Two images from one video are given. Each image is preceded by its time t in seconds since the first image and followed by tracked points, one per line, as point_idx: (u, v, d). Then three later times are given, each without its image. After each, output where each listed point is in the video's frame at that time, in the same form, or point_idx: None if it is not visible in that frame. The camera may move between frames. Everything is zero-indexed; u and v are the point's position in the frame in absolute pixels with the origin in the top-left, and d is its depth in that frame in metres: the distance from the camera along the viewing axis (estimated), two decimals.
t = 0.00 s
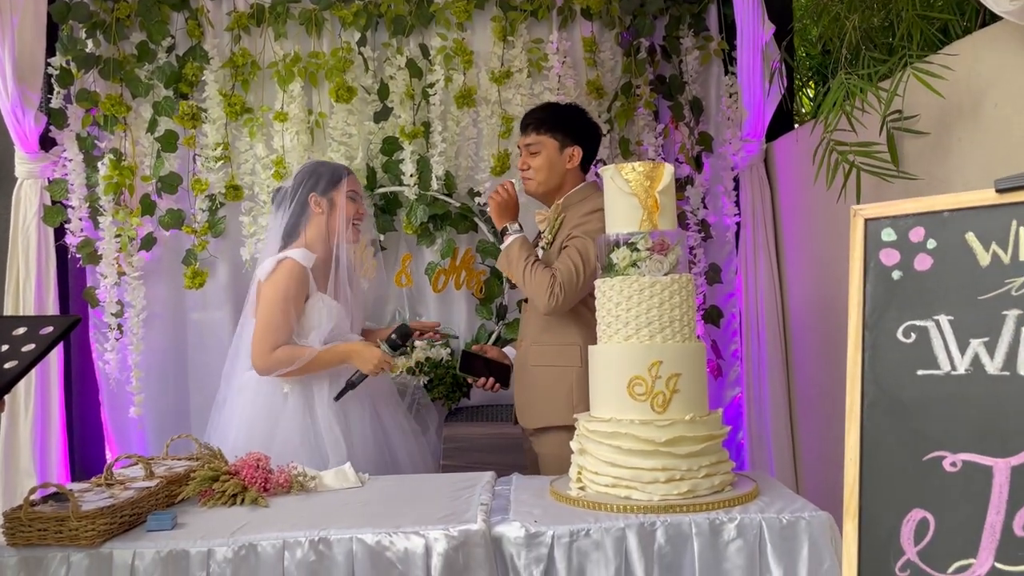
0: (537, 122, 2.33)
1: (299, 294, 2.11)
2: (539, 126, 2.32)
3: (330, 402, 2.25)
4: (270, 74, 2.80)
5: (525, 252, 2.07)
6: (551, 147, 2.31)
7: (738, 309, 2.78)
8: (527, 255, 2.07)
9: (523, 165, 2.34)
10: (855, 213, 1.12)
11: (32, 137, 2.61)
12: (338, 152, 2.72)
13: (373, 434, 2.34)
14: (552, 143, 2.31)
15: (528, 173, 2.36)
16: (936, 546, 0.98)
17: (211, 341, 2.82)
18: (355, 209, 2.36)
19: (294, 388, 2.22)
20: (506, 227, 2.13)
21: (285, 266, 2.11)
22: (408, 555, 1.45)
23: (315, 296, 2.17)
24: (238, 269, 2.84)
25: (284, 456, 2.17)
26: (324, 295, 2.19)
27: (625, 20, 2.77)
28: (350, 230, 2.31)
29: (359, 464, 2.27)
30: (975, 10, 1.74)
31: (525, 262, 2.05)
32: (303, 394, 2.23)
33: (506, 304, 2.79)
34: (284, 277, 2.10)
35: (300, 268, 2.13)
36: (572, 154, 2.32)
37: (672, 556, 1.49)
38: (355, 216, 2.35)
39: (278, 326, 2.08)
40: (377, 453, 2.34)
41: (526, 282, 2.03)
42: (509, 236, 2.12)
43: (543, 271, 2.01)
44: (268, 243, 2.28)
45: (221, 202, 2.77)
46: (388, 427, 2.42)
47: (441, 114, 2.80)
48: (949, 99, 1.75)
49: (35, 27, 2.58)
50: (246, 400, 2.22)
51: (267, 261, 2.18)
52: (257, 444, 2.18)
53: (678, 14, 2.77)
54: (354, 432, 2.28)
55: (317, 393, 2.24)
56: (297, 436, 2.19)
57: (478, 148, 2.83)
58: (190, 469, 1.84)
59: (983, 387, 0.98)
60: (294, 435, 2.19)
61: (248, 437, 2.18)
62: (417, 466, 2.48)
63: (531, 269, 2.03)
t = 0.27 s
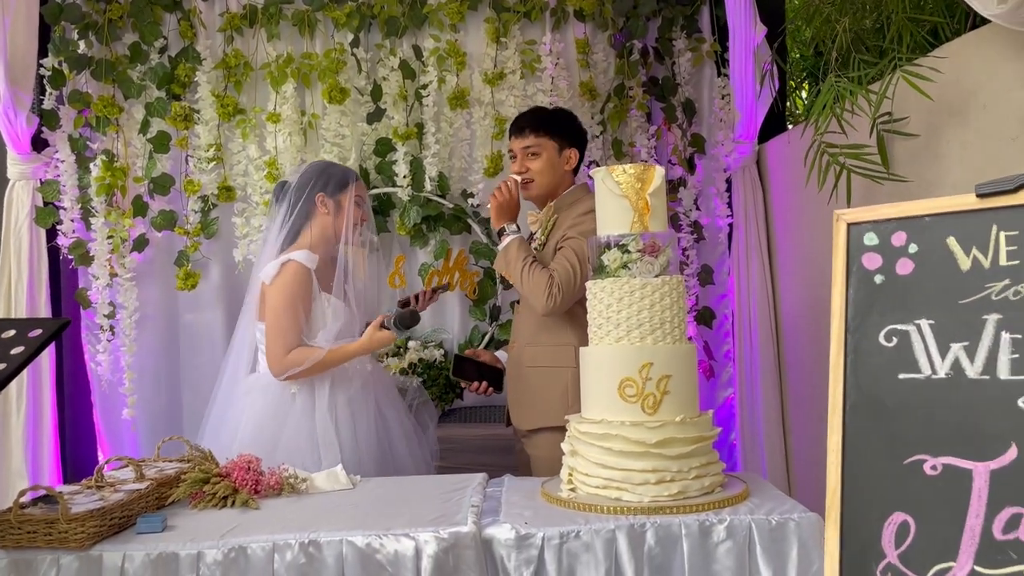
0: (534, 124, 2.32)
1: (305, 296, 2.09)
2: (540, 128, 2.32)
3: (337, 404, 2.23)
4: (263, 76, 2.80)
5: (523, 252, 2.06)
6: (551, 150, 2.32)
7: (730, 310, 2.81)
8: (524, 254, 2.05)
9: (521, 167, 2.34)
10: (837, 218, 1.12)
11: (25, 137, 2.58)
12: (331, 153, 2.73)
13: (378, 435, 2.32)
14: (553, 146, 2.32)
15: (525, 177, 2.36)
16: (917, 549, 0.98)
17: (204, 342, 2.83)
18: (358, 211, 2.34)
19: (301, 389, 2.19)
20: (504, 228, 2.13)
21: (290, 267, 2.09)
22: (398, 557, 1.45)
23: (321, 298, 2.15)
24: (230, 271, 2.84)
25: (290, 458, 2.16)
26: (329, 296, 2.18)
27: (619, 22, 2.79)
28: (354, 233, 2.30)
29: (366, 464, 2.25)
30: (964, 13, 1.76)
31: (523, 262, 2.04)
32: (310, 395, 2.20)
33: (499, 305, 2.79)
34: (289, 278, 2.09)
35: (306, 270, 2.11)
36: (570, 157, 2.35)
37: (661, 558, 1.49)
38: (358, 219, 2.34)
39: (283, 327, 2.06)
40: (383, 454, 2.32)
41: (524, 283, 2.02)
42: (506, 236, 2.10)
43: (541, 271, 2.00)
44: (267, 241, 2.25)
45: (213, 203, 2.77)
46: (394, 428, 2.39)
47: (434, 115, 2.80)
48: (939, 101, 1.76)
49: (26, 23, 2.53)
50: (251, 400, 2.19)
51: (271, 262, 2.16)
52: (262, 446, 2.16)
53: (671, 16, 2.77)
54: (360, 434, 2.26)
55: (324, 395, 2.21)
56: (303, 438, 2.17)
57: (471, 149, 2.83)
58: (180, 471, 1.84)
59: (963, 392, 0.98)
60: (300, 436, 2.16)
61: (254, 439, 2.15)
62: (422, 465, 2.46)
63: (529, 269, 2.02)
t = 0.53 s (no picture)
0: (537, 123, 2.34)
1: (314, 290, 2.12)
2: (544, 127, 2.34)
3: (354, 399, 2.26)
4: (259, 78, 2.81)
5: (518, 265, 2.07)
6: (552, 148, 2.34)
7: (723, 311, 2.83)
8: (520, 267, 2.06)
9: (521, 162, 2.34)
10: (826, 220, 1.14)
11: (22, 138, 2.58)
12: (327, 154, 2.74)
13: (395, 431, 2.35)
14: (554, 145, 2.35)
15: (523, 171, 2.35)
16: (902, 547, 0.99)
17: (200, 343, 2.84)
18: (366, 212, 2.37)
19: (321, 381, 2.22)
20: (494, 244, 2.13)
21: (298, 262, 2.12)
22: (392, 556, 1.46)
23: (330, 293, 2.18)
24: (226, 271, 2.86)
25: (309, 455, 2.17)
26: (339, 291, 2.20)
27: (613, 26, 2.78)
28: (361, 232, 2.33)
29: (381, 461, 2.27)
30: (955, 19, 1.77)
31: (519, 274, 2.04)
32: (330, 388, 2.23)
33: (494, 306, 2.80)
34: (298, 273, 2.11)
35: (314, 264, 2.14)
36: (568, 159, 2.39)
37: (653, 558, 1.50)
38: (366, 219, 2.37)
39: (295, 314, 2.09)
40: (399, 450, 2.34)
41: (526, 295, 2.02)
42: (499, 253, 2.10)
43: (541, 280, 2.01)
44: (276, 241, 2.27)
45: (210, 204, 2.78)
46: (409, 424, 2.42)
47: (430, 118, 2.81)
48: (930, 106, 1.78)
49: (24, 23, 2.53)
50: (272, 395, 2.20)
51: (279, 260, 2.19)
52: (281, 443, 2.16)
53: (664, 20, 2.77)
54: (377, 429, 2.28)
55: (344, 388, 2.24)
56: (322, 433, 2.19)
57: (466, 151, 2.85)
58: (176, 471, 1.85)
59: (947, 392, 1.00)
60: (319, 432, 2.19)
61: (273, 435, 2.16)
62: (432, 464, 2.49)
63: (528, 280, 2.02)
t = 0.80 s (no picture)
0: (542, 123, 2.35)
1: (316, 289, 2.15)
2: (549, 128, 2.36)
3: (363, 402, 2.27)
4: (259, 78, 2.80)
5: (521, 259, 2.08)
6: (556, 150, 2.35)
7: (723, 314, 2.84)
8: (522, 261, 2.07)
9: (525, 160, 2.33)
10: (833, 224, 1.14)
11: (21, 138, 2.57)
12: (327, 156, 2.73)
13: (403, 435, 2.35)
14: (559, 146, 2.36)
15: (525, 171, 2.35)
16: (911, 550, 0.99)
17: (199, 344, 2.83)
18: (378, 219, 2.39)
19: (330, 384, 2.22)
20: (500, 236, 2.15)
21: (301, 262, 2.15)
22: (393, 559, 1.46)
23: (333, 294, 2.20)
24: (226, 272, 2.85)
25: (319, 460, 2.15)
26: (341, 293, 2.23)
27: (613, 29, 2.78)
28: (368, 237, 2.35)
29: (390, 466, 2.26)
30: (956, 24, 1.77)
31: (523, 267, 2.05)
32: (338, 391, 2.22)
33: (494, 308, 2.80)
34: (301, 272, 2.15)
35: (315, 265, 2.17)
36: (570, 162, 2.40)
37: (655, 562, 1.50)
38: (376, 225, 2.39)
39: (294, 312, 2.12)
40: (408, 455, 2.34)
41: (526, 287, 2.02)
42: (504, 245, 2.12)
43: (542, 274, 2.01)
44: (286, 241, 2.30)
45: (209, 205, 2.77)
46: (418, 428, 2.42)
47: (430, 119, 2.81)
48: (931, 110, 1.78)
49: (24, 22, 2.51)
50: (281, 399, 2.20)
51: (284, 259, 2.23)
52: (291, 447, 2.15)
53: (666, 23, 2.77)
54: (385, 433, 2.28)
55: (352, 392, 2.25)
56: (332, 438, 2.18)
57: (467, 153, 2.85)
58: (175, 473, 1.84)
59: (955, 396, 1.00)
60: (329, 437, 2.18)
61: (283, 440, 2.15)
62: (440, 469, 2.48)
63: (529, 273, 2.03)
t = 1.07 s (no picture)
0: (547, 124, 2.37)
1: (320, 287, 2.16)
2: (553, 130, 2.37)
3: (368, 401, 2.27)
4: (262, 77, 2.80)
5: (527, 278, 2.10)
6: (560, 151, 2.37)
7: (724, 317, 2.84)
8: (530, 279, 2.09)
9: (527, 161, 2.35)
10: (845, 225, 1.15)
11: (22, 135, 2.56)
12: (329, 155, 2.74)
13: (408, 435, 2.34)
14: (563, 148, 2.37)
15: (528, 171, 2.35)
16: (923, 550, 1.00)
17: (198, 343, 2.82)
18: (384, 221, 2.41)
19: (335, 384, 2.23)
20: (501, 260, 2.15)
21: (304, 260, 2.18)
22: (397, 557, 1.46)
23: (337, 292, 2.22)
24: (227, 271, 2.85)
25: (323, 458, 2.15)
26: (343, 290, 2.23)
27: (616, 30, 2.82)
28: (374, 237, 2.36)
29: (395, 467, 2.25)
30: (961, 27, 1.77)
31: (529, 288, 2.06)
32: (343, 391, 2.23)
33: (495, 309, 2.80)
34: (304, 270, 2.17)
35: (319, 263, 2.19)
36: (573, 164, 2.41)
37: (658, 562, 1.50)
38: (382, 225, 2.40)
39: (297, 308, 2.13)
40: (412, 455, 2.32)
41: (537, 305, 2.05)
42: (508, 269, 2.13)
43: (552, 291, 2.03)
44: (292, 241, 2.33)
45: (211, 204, 2.77)
46: (422, 428, 2.42)
47: (433, 120, 2.82)
48: (935, 114, 1.79)
49: (26, 27, 2.53)
50: (288, 396, 2.22)
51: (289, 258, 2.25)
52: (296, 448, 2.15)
53: (668, 25, 2.79)
54: (390, 433, 2.27)
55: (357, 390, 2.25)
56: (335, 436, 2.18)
57: (469, 154, 2.85)
58: (178, 471, 1.84)
59: (968, 396, 1.00)
60: (332, 435, 2.18)
61: (287, 438, 2.16)
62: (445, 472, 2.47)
63: (539, 291, 2.05)
